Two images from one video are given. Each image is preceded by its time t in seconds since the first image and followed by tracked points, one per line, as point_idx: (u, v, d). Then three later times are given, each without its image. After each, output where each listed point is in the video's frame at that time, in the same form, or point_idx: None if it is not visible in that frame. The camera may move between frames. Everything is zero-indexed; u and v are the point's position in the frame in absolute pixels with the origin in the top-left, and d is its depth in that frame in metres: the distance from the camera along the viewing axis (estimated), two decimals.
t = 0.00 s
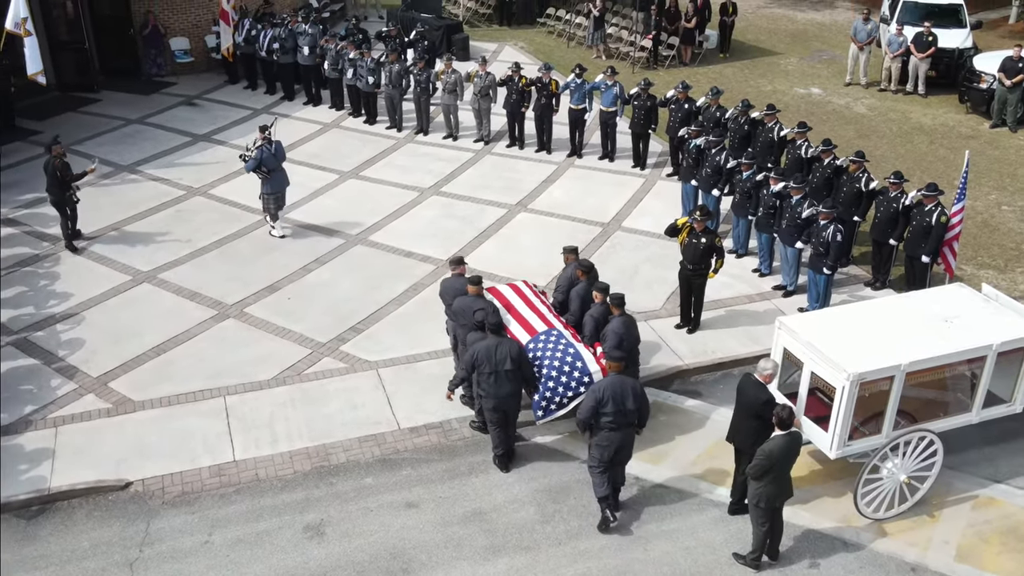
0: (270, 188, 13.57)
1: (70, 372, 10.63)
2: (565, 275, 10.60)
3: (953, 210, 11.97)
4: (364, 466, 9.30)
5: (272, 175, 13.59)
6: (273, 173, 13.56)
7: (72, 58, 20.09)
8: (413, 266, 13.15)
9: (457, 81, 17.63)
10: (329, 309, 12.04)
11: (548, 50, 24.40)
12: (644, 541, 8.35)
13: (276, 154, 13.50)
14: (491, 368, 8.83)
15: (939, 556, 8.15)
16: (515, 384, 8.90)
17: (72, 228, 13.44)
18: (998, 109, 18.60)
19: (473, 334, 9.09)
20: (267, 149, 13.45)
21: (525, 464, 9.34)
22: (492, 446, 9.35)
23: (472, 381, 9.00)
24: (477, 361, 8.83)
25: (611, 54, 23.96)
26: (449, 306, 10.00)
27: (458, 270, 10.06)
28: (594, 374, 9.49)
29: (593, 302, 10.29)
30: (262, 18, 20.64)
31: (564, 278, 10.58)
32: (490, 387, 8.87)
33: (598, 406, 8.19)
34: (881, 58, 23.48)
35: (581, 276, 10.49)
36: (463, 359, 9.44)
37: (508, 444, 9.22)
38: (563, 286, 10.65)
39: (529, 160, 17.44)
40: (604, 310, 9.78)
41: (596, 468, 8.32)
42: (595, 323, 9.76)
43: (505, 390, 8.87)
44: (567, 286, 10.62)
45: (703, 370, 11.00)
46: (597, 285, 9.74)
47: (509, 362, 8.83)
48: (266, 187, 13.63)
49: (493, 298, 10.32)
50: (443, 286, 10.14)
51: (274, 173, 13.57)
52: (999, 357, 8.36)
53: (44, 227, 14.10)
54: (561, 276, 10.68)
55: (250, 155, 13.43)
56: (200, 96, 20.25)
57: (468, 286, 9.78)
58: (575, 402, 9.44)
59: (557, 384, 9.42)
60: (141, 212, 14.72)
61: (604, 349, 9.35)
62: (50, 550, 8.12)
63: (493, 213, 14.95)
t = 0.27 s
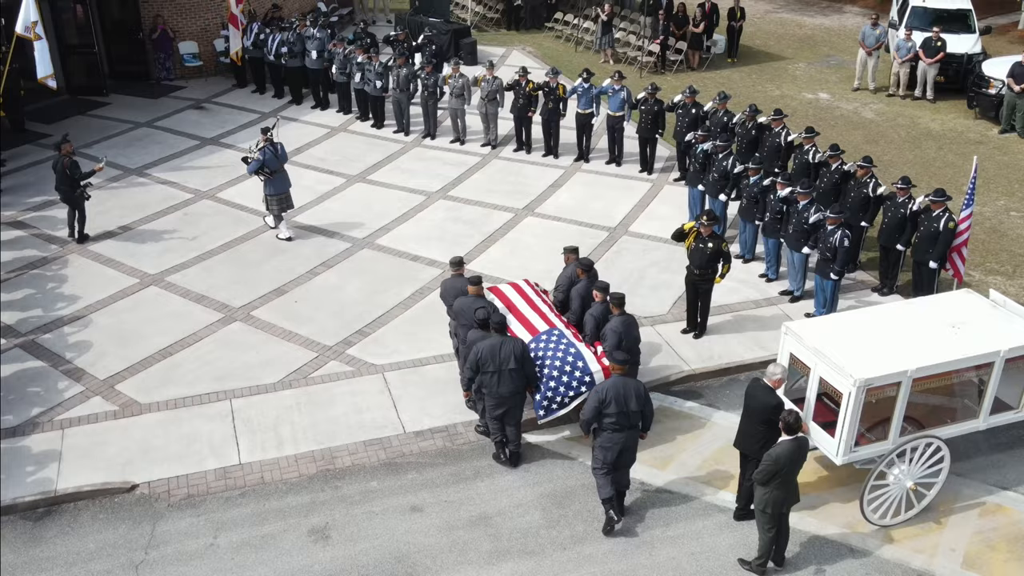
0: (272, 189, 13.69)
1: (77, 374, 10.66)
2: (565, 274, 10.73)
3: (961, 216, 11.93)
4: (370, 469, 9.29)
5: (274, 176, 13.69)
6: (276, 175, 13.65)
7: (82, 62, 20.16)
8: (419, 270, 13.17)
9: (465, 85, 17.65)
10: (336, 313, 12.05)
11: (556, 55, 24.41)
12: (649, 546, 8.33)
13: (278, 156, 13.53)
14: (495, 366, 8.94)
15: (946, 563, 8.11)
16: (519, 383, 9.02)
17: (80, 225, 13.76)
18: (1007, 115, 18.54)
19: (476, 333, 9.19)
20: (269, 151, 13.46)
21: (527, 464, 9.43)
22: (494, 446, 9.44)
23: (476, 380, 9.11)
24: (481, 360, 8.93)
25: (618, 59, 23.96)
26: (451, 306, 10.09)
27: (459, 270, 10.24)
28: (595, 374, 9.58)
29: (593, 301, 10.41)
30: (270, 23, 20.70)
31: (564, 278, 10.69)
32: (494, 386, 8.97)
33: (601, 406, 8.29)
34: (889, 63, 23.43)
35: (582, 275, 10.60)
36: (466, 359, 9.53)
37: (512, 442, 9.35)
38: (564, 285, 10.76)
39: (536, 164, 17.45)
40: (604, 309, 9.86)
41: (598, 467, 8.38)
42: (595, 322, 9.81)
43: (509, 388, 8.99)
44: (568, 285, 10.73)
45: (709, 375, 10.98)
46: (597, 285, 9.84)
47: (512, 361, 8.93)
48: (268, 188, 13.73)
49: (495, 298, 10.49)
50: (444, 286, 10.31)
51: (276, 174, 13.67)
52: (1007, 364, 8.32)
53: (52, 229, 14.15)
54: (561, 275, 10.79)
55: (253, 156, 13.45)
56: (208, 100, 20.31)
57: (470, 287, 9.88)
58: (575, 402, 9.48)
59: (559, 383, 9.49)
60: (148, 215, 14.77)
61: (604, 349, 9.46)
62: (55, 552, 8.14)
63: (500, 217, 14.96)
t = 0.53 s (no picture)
0: (273, 188, 13.85)
1: (84, 377, 10.68)
2: (569, 274, 10.70)
3: (969, 222, 11.89)
4: (375, 473, 9.30)
5: (276, 174, 13.84)
6: (277, 173, 13.83)
7: (91, 66, 20.23)
8: (426, 273, 13.18)
9: (472, 90, 17.68)
10: (342, 316, 12.07)
11: (564, 59, 24.43)
12: (654, 551, 8.31)
13: (280, 154, 13.69)
14: (495, 365, 8.95)
15: (952, 570, 8.07)
16: (519, 382, 9.03)
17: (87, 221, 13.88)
18: (1015, 120, 18.49)
19: (478, 332, 9.22)
20: (272, 149, 13.60)
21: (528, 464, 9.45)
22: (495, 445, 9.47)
23: (477, 378, 9.12)
24: (481, 359, 8.95)
25: (626, 63, 23.98)
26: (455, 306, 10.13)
27: (464, 270, 10.36)
28: (597, 374, 9.57)
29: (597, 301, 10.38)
30: (279, 26, 20.76)
31: (568, 277, 10.65)
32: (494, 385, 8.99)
33: (603, 407, 8.31)
34: (898, 68, 23.40)
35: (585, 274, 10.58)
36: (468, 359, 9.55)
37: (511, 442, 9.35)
38: (567, 285, 10.72)
39: (543, 168, 17.46)
40: (608, 309, 9.83)
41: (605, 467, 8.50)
42: (599, 321, 9.80)
43: (509, 387, 9.00)
44: (571, 284, 10.70)
45: (715, 380, 10.96)
46: (602, 285, 9.86)
47: (512, 360, 8.94)
48: (269, 187, 13.89)
49: (499, 298, 10.47)
50: (449, 285, 10.40)
51: (278, 173, 13.83)
52: (1014, 370, 8.28)
53: (61, 232, 14.21)
54: (564, 275, 10.76)
55: (255, 154, 13.56)
56: (216, 104, 20.38)
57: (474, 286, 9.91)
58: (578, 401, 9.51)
59: (562, 383, 9.49)
60: (156, 218, 14.81)
61: (608, 349, 9.48)
62: (61, 554, 8.16)
63: (507, 221, 14.96)
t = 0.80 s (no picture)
0: (277, 187, 13.95)
1: (92, 379, 10.72)
2: (571, 274, 10.63)
3: (977, 227, 11.84)
4: (381, 476, 9.31)
5: (280, 175, 13.98)
6: (281, 173, 13.98)
7: (100, 69, 20.33)
8: (433, 277, 13.19)
9: (480, 94, 17.70)
10: (349, 319, 12.08)
11: (572, 64, 24.44)
12: (660, 556, 8.30)
13: (283, 154, 13.95)
14: (498, 364, 9.05)
15: None
16: (521, 381, 9.12)
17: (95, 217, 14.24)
18: None
19: (483, 330, 9.32)
20: (274, 148, 13.87)
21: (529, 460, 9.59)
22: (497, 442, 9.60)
23: (479, 377, 9.21)
24: (484, 357, 9.05)
25: (634, 68, 23.99)
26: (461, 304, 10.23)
27: (469, 269, 10.37)
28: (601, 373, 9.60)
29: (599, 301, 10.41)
30: (287, 30, 20.81)
31: (570, 277, 10.61)
32: (497, 383, 9.10)
33: (600, 406, 8.40)
34: (906, 73, 23.35)
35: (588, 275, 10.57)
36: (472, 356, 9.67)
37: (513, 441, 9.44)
38: (570, 285, 10.68)
39: (551, 173, 17.46)
40: (611, 310, 9.87)
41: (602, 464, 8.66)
42: (602, 321, 9.84)
43: (512, 386, 9.09)
44: (574, 285, 10.66)
45: (722, 385, 10.94)
46: (606, 285, 9.91)
47: (515, 358, 9.04)
48: (274, 186, 13.96)
49: (502, 298, 10.41)
50: (452, 284, 10.37)
51: (282, 173, 13.98)
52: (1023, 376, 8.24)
53: (70, 235, 14.28)
54: (567, 276, 10.68)
55: (258, 154, 13.80)
56: (225, 107, 20.44)
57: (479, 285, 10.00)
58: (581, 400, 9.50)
59: (565, 381, 9.50)
60: (164, 221, 14.86)
61: (613, 348, 9.46)
62: (68, 555, 8.18)
63: (514, 225, 14.97)
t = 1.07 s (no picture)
0: (278, 188, 14.13)
1: (99, 381, 10.75)
2: (571, 273, 10.76)
3: (985, 233, 11.80)
4: (386, 480, 9.31)
5: (281, 175, 14.14)
6: (282, 174, 14.12)
7: (110, 72, 20.42)
8: (439, 281, 13.20)
9: (487, 98, 17.72)
10: (355, 323, 12.10)
11: (580, 69, 24.45)
12: (665, 561, 8.28)
13: (284, 155, 14.07)
14: (504, 363, 9.08)
15: None
16: (528, 380, 9.15)
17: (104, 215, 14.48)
18: None
19: (487, 330, 9.36)
20: (275, 150, 14.00)
21: (534, 459, 9.66)
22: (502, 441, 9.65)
23: (486, 376, 9.24)
24: (491, 357, 9.08)
25: (642, 72, 23.98)
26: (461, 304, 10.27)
27: (469, 270, 10.48)
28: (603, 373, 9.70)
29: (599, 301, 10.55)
30: (296, 34, 20.87)
31: (570, 277, 10.72)
32: (504, 382, 9.14)
33: (589, 406, 8.53)
34: (915, 78, 23.29)
35: (588, 274, 10.70)
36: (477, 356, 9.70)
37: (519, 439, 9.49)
38: (570, 285, 10.80)
39: (558, 177, 17.46)
40: (611, 309, 9.96)
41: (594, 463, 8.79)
42: (602, 321, 9.94)
43: (518, 385, 9.13)
44: (574, 284, 10.78)
45: (728, 390, 10.91)
46: (605, 284, 9.98)
47: (521, 358, 9.08)
48: (275, 187, 14.18)
49: (505, 298, 10.59)
50: (454, 284, 10.49)
51: (283, 173, 14.12)
52: None
53: (78, 237, 14.33)
54: (567, 275, 10.81)
55: (259, 156, 13.96)
56: (233, 111, 20.51)
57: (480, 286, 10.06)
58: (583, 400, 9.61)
59: (567, 381, 9.61)
60: (172, 224, 14.90)
61: (612, 349, 9.58)
62: (74, 557, 8.20)
63: (520, 229, 14.98)
